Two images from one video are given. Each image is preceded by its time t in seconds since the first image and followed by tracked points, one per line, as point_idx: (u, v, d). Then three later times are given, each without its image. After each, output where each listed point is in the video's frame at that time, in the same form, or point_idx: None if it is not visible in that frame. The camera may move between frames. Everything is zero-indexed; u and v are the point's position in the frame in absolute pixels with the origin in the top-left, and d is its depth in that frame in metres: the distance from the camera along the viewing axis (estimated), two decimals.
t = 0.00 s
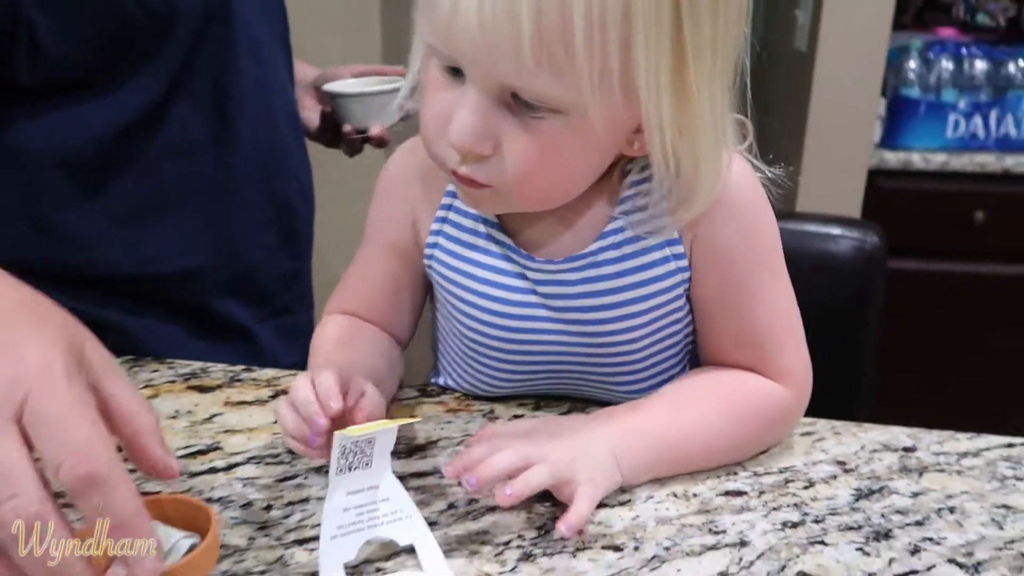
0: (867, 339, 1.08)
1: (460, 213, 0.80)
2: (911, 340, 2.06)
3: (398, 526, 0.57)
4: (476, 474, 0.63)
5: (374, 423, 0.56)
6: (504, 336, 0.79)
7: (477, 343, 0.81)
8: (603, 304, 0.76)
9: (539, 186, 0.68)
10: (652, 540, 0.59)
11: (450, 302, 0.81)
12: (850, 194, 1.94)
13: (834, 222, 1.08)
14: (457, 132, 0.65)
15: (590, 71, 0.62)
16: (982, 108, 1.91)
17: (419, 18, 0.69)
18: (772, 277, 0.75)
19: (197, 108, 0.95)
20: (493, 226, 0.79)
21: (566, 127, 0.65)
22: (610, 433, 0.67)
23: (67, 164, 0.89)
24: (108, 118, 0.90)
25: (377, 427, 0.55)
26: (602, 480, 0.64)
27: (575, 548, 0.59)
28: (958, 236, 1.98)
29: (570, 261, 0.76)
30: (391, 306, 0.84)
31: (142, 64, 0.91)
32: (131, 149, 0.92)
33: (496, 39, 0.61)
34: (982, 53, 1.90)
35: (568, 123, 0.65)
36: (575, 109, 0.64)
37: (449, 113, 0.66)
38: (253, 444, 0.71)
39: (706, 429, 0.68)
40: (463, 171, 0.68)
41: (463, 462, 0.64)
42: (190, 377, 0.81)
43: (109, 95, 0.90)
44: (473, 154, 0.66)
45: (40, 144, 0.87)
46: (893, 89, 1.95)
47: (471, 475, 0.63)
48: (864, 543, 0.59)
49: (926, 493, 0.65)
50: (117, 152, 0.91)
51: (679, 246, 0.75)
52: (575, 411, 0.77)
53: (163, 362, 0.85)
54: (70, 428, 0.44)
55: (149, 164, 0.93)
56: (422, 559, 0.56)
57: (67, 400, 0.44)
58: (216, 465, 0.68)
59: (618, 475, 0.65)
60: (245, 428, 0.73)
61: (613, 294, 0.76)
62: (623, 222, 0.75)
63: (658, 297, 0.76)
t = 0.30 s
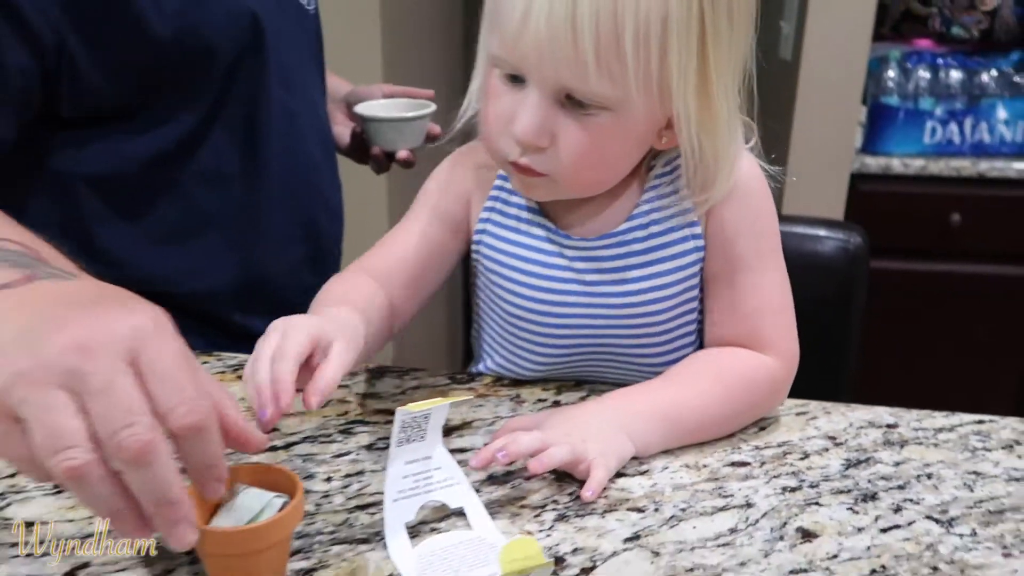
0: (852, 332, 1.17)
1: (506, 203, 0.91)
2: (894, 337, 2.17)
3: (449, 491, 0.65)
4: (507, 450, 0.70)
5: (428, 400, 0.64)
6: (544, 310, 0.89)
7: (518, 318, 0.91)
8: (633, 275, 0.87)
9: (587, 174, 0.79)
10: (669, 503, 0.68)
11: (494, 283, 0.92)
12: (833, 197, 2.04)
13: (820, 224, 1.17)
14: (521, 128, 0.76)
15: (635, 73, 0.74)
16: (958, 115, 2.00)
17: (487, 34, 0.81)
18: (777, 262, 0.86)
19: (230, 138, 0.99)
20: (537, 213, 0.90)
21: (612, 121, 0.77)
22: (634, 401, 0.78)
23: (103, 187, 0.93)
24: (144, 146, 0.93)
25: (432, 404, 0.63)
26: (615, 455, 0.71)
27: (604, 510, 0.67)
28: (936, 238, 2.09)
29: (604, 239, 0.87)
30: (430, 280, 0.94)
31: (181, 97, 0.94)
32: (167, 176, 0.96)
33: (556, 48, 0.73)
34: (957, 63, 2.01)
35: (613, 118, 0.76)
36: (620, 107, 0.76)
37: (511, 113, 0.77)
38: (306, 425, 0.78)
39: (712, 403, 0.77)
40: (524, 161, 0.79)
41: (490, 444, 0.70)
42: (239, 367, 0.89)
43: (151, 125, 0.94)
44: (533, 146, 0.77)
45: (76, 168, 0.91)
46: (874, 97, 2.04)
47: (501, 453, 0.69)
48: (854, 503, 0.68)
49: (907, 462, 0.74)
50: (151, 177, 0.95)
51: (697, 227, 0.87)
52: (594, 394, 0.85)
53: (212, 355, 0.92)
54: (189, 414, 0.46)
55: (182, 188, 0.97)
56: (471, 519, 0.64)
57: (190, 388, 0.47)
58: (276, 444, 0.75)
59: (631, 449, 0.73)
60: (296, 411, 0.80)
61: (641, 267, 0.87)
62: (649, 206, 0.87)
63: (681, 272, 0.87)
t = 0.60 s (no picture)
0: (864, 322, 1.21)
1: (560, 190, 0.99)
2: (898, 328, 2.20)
3: (495, 462, 0.69)
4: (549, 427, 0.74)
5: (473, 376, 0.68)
6: (597, 291, 0.98)
7: (570, 296, 0.99)
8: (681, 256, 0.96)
9: (651, 150, 0.88)
10: (699, 473, 0.72)
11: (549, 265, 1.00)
12: (842, 192, 2.09)
13: (832, 219, 1.21)
14: (593, 108, 0.84)
15: (702, 54, 0.83)
16: (963, 113, 2.03)
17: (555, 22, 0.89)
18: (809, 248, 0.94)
19: (277, 155, 1.05)
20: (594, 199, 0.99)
21: (677, 101, 0.85)
22: (680, 371, 0.84)
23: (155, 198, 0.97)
24: (198, 161, 0.97)
25: (477, 380, 0.67)
26: (647, 432, 0.76)
27: (638, 480, 0.71)
28: (941, 234, 2.13)
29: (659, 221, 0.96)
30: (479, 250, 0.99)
31: (234, 114, 0.99)
32: (217, 187, 1.01)
33: (632, 33, 0.81)
34: (963, 61, 2.05)
35: (678, 99, 0.85)
36: (684, 88, 0.84)
37: (583, 95, 0.85)
38: (352, 405, 0.82)
39: (740, 386, 0.82)
40: (593, 141, 0.87)
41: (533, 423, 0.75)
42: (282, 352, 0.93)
43: (205, 142, 0.98)
44: (602, 125, 0.85)
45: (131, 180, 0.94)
46: (881, 95, 2.10)
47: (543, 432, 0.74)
48: (873, 473, 0.72)
49: (922, 436, 0.78)
50: (203, 190, 1.00)
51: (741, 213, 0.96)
52: (621, 375, 0.89)
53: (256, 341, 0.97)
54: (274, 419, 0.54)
55: (230, 200, 1.02)
56: (514, 487, 0.68)
57: (279, 396, 0.54)
58: (325, 421, 0.80)
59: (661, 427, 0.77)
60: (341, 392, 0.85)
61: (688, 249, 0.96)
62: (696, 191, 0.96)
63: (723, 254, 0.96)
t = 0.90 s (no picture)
0: (862, 300, 1.23)
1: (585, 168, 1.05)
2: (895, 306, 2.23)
3: (502, 424, 0.72)
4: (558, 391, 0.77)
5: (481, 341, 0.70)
6: (620, 261, 1.04)
7: (594, 261, 1.04)
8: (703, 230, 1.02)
9: (696, 126, 0.94)
10: (699, 434, 0.75)
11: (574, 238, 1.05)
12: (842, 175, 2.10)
13: (830, 198, 1.23)
14: (643, 88, 0.90)
15: (746, 34, 0.89)
16: (960, 95, 2.05)
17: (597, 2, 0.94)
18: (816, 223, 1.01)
19: (290, 140, 1.07)
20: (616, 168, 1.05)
21: (722, 78, 0.91)
22: (700, 333, 0.89)
23: (171, 183, 0.99)
24: (218, 148, 1.00)
25: (485, 343, 0.69)
26: (649, 400, 0.78)
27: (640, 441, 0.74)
28: (940, 216, 2.13)
29: (681, 194, 1.02)
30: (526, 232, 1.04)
31: (253, 104, 1.02)
32: (234, 172, 1.03)
33: (684, 21, 0.86)
34: (960, 44, 2.06)
35: (720, 76, 0.91)
36: (728, 66, 0.91)
37: (633, 74, 0.90)
38: (362, 375, 0.85)
39: (749, 356, 0.84)
40: (642, 119, 0.93)
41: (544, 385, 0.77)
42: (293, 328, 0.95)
43: (229, 129, 1.01)
44: (650, 104, 0.91)
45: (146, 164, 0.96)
46: (879, 79, 2.11)
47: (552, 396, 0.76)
48: (868, 433, 0.75)
49: (915, 399, 0.80)
50: (219, 174, 1.02)
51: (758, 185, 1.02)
52: (623, 345, 0.92)
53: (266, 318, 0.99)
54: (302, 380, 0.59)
55: (243, 185, 1.04)
56: (521, 449, 0.71)
57: (307, 360, 0.59)
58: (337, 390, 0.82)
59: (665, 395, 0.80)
60: (352, 363, 0.87)
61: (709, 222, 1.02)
62: (718, 164, 1.02)
63: (741, 227, 1.02)
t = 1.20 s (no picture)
0: (838, 290, 1.25)
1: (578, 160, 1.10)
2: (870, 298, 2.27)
3: (488, 407, 0.74)
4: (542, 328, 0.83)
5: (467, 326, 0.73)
6: (604, 248, 1.07)
7: (580, 252, 1.08)
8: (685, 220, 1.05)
9: (682, 114, 0.96)
10: (679, 417, 0.77)
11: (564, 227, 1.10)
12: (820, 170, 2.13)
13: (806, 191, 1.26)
14: (626, 77, 0.93)
15: (723, 21, 0.92)
16: (935, 93, 2.09)
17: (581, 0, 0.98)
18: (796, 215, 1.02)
19: (279, 134, 1.08)
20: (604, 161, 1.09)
21: (703, 65, 0.94)
22: (682, 318, 0.93)
23: (163, 177, 1.00)
24: (205, 142, 1.01)
25: (472, 329, 0.72)
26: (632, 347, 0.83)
27: (622, 423, 0.76)
28: (916, 211, 2.17)
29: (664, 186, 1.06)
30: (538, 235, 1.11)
31: (243, 100, 1.03)
32: (224, 166, 1.05)
33: (658, 7, 0.89)
34: (935, 43, 2.11)
35: (703, 62, 0.94)
36: (708, 53, 0.94)
37: (616, 65, 0.94)
38: (350, 362, 0.87)
39: (723, 341, 0.86)
40: (628, 108, 0.96)
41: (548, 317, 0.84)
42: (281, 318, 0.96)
43: (218, 122, 1.02)
44: (634, 93, 0.94)
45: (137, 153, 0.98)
46: (856, 75, 2.15)
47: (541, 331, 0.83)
48: (841, 415, 0.77)
49: (887, 383, 0.83)
50: (210, 168, 1.04)
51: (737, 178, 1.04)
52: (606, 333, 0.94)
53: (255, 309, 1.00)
54: (295, 356, 0.62)
55: (232, 178, 1.06)
56: (507, 431, 0.73)
57: (299, 335, 0.63)
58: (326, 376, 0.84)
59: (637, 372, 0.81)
60: (340, 351, 0.89)
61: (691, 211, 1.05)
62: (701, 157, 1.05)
63: (722, 217, 1.04)
